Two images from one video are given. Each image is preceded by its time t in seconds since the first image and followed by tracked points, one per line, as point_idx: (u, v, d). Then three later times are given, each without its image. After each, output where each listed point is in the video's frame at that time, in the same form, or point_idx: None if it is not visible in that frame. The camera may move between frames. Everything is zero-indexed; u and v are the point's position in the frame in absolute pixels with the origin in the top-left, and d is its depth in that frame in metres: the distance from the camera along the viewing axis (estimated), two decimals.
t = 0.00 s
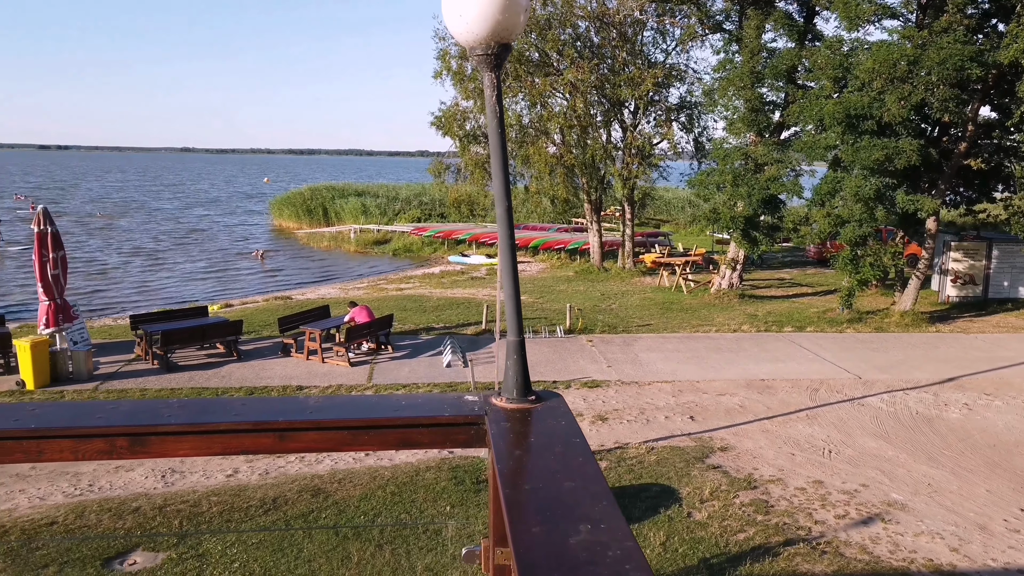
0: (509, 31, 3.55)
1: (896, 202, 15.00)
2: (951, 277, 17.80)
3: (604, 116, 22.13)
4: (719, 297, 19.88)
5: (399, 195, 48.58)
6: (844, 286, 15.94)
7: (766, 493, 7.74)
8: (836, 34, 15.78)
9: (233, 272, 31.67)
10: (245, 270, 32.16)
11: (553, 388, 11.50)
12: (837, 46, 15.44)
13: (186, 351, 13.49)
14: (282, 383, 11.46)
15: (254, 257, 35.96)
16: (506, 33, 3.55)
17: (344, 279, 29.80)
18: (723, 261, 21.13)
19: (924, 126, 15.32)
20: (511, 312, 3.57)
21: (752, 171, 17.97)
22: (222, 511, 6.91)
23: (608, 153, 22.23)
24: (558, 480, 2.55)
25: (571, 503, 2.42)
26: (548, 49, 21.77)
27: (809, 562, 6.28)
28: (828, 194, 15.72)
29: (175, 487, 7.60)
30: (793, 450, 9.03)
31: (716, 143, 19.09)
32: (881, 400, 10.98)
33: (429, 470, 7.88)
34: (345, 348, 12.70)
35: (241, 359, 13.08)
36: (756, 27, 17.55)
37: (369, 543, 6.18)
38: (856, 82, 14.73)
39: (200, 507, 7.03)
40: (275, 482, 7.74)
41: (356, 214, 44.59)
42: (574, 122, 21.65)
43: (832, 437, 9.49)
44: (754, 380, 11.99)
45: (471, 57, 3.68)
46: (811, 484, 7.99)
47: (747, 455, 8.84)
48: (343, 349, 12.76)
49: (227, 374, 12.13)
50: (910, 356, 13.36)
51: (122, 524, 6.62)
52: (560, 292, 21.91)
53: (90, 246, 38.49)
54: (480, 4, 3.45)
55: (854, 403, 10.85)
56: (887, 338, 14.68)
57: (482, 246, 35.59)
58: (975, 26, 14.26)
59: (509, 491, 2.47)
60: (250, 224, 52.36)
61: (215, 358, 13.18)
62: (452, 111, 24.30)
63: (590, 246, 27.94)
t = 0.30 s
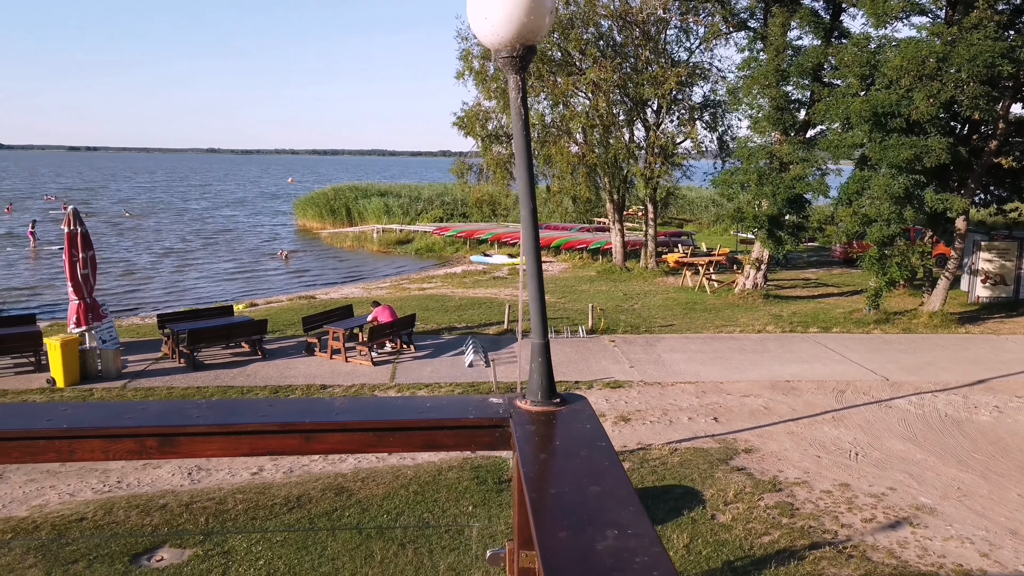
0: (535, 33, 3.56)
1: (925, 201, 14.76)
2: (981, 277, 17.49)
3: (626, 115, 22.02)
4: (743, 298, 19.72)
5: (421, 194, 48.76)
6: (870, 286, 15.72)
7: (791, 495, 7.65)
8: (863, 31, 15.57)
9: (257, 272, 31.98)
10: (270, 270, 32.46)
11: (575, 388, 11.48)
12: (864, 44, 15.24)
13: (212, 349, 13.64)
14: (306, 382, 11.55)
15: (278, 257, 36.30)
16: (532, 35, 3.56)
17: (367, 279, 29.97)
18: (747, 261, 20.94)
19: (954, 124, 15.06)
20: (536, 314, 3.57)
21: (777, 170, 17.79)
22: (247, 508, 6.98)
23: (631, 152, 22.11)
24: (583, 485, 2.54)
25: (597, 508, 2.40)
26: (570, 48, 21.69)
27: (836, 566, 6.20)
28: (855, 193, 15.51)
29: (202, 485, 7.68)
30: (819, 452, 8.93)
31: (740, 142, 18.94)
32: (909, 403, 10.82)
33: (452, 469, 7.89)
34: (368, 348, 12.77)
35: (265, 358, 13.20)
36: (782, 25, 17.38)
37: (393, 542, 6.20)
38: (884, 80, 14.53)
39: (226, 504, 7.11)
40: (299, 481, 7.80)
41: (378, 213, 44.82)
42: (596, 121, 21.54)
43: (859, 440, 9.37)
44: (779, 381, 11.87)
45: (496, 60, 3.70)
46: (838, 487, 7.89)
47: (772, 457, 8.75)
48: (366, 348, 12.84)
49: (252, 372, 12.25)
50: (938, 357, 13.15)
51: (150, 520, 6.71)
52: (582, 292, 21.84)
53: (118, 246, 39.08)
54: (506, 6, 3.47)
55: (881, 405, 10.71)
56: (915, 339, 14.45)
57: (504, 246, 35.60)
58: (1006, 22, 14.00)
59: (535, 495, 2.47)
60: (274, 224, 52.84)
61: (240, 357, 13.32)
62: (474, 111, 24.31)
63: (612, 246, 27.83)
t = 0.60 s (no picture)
0: (559, 35, 3.59)
1: (954, 201, 14.52)
2: (1011, 277, 17.16)
3: (648, 114, 21.92)
4: (766, 298, 19.54)
5: (443, 195, 48.90)
6: (897, 287, 15.49)
7: (816, 499, 7.56)
8: (889, 29, 15.37)
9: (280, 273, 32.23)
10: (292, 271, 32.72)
11: (597, 389, 11.45)
12: (890, 41, 15.04)
13: (236, 349, 13.77)
14: (329, 382, 11.62)
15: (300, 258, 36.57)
16: (557, 37, 3.59)
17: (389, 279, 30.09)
18: (770, 261, 20.75)
19: (983, 122, 14.81)
20: (561, 316, 3.56)
21: (802, 169, 17.60)
22: (271, 507, 7.04)
23: (652, 152, 22.00)
24: (609, 489, 2.53)
25: (623, 514, 2.39)
26: (592, 48, 21.58)
27: (862, 571, 6.11)
28: (881, 193, 15.30)
29: (226, 483, 7.75)
30: (844, 455, 8.82)
31: (764, 142, 18.77)
32: (937, 405, 10.65)
33: (473, 470, 7.90)
34: (390, 348, 12.82)
35: (289, 358, 13.31)
36: (806, 23, 17.20)
37: (415, 542, 6.21)
38: (911, 78, 14.32)
39: (250, 503, 7.17)
40: (322, 480, 7.85)
41: (400, 214, 45.00)
42: (618, 121, 21.41)
43: (885, 443, 9.24)
44: (803, 383, 11.74)
45: (521, 62, 3.73)
46: (864, 490, 7.78)
47: (796, 460, 8.65)
48: (388, 348, 12.90)
49: (275, 372, 12.35)
50: (967, 359, 12.93)
51: (176, 518, 6.79)
52: (604, 292, 21.76)
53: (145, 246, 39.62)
54: (531, 8, 3.49)
55: (907, 408, 10.55)
56: (943, 341, 14.23)
57: (525, 247, 35.60)
58: None
59: (560, 500, 2.46)
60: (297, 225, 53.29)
61: (264, 357, 13.44)
62: (495, 112, 24.30)
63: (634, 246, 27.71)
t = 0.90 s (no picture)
0: (582, 37, 3.58)
1: (979, 201, 14.31)
2: None
3: (668, 115, 21.82)
4: (788, 300, 19.36)
5: (462, 195, 48.97)
6: (921, 288, 15.29)
7: (838, 503, 7.47)
8: (913, 27, 15.19)
9: (300, 274, 32.43)
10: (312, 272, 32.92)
11: (616, 391, 11.40)
12: (914, 40, 14.86)
13: (257, 350, 13.89)
14: (349, 383, 11.67)
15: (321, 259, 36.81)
16: (579, 39, 3.58)
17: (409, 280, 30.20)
18: (792, 262, 20.55)
19: (1009, 121, 14.58)
20: (583, 319, 3.55)
21: (824, 169, 17.43)
22: (292, 507, 7.08)
23: (672, 153, 21.89)
24: (632, 494, 2.51)
25: (645, 520, 2.37)
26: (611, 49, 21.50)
27: None
28: (905, 193, 15.11)
29: (247, 483, 7.82)
30: (867, 459, 8.71)
31: (785, 142, 18.60)
32: (962, 409, 10.49)
33: (492, 472, 7.89)
34: (410, 349, 12.86)
35: (309, 358, 13.39)
36: (829, 21, 17.02)
37: (434, 543, 6.21)
38: (935, 76, 14.13)
39: (271, 502, 7.23)
40: (341, 480, 7.88)
41: (419, 215, 45.15)
42: (637, 121, 21.29)
43: (909, 446, 9.11)
44: (826, 386, 11.61)
45: (543, 64, 3.73)
46: (887, 494, 7.68)
47: (818, 463, 8.56)
48: (408, 349, 12.93)
49: (295, 373, 12.43)
50: (993, 362, 12.72)
51: (198, 517, 6.85)
52: (623, 293, 21.67)
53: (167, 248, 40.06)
54: (553, 11, 3.49)
55: (932, 411, 10.40)
56: (969, 343, 14.01)
57: (544, 248, 35.57)
58: None
59: (583, 505, 2.45)
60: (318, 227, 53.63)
61: (284, 357, 13.53)
62: (514, 113, 24.28)
63: (653, 247, 27.59)
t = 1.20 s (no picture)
0: (601, 40, 3.57)
1: (1002, 201, 14.12)
2: None
3: (685, 115, 21.71)
4: (806, 301, 19.20)
5: (478, 196, 48.96)
6: (942, 290, 15.10)
7: (858, 507, 7.40)
8: (935, 26, 15.01)
9: (317, 275, 32.60)
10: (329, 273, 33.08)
11: (633, 393, 11.36)
12: (936, 39, 14.69)
13: (275, 350, 13.98)
14: (366, 383, 11.71)
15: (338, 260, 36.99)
16: (598, 42, 3.57)
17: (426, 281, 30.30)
18: (810, 263, 20.38)
19: None
20: (600, 322, 3.54)
21: (843, 170, 17.27)
22: (309, 506, 7.12)
23: (689, 154, 21.78)
24: (652, 500, 2.50)
25: (665, 526, 2.36)
26: (628, 49, 21.41)
27: None
28: (926, 193, 14.95)
29: (265, 482, 7.87)
30: (887, 462, 8.62)
31: (804, 142, 18.44)
32: (984, 412, 10.35)
33: (508, 473, 7.88)
34: (426, 349, 12.89)
35: (326, 358, 13.45)
36: (848, 21, 16.86)
37: (450, 544, 6.23)
38: (957, 76, 13.96)
39: (289, 502, 7.27)
40: (358, 480, 7.91)
41: (435, 216, 45.26)
42: (654, 122, 21.19)
43: (931, 450, 9.00)
44: (845, 388, 11.51)
45: (562, 67, 3.72)
46: (908, 498, 7.59)
47: (838, 466, 8.48)
48: (424, 350, 12.96)
49: (313, 373, 12.50)
50: (1016, 365, 12.54)
51: (217, 516, 6.91)
52: (640, 295, 21.59)
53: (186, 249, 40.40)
54: (572, 13, 3.49)
55: (953, 415, 10.27)
56: (991, 346, 13.82)
57: (560, 248, 35.52)
58: None
59: (602, 510, 2.44)
60: (335, 228, 53.91)
61: (302, 357, 13.62)
62: (530, 114, 24.26)
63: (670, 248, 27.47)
